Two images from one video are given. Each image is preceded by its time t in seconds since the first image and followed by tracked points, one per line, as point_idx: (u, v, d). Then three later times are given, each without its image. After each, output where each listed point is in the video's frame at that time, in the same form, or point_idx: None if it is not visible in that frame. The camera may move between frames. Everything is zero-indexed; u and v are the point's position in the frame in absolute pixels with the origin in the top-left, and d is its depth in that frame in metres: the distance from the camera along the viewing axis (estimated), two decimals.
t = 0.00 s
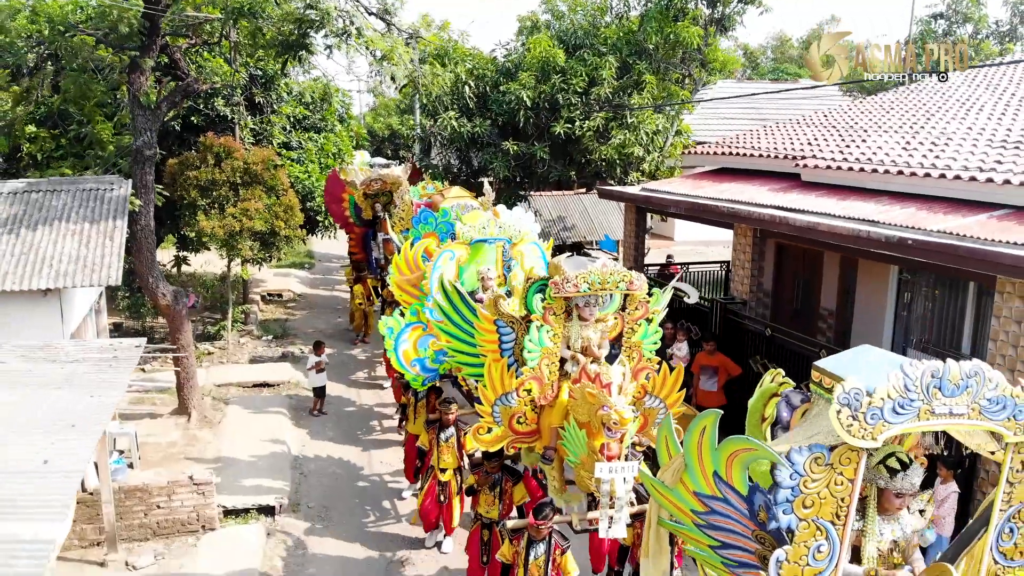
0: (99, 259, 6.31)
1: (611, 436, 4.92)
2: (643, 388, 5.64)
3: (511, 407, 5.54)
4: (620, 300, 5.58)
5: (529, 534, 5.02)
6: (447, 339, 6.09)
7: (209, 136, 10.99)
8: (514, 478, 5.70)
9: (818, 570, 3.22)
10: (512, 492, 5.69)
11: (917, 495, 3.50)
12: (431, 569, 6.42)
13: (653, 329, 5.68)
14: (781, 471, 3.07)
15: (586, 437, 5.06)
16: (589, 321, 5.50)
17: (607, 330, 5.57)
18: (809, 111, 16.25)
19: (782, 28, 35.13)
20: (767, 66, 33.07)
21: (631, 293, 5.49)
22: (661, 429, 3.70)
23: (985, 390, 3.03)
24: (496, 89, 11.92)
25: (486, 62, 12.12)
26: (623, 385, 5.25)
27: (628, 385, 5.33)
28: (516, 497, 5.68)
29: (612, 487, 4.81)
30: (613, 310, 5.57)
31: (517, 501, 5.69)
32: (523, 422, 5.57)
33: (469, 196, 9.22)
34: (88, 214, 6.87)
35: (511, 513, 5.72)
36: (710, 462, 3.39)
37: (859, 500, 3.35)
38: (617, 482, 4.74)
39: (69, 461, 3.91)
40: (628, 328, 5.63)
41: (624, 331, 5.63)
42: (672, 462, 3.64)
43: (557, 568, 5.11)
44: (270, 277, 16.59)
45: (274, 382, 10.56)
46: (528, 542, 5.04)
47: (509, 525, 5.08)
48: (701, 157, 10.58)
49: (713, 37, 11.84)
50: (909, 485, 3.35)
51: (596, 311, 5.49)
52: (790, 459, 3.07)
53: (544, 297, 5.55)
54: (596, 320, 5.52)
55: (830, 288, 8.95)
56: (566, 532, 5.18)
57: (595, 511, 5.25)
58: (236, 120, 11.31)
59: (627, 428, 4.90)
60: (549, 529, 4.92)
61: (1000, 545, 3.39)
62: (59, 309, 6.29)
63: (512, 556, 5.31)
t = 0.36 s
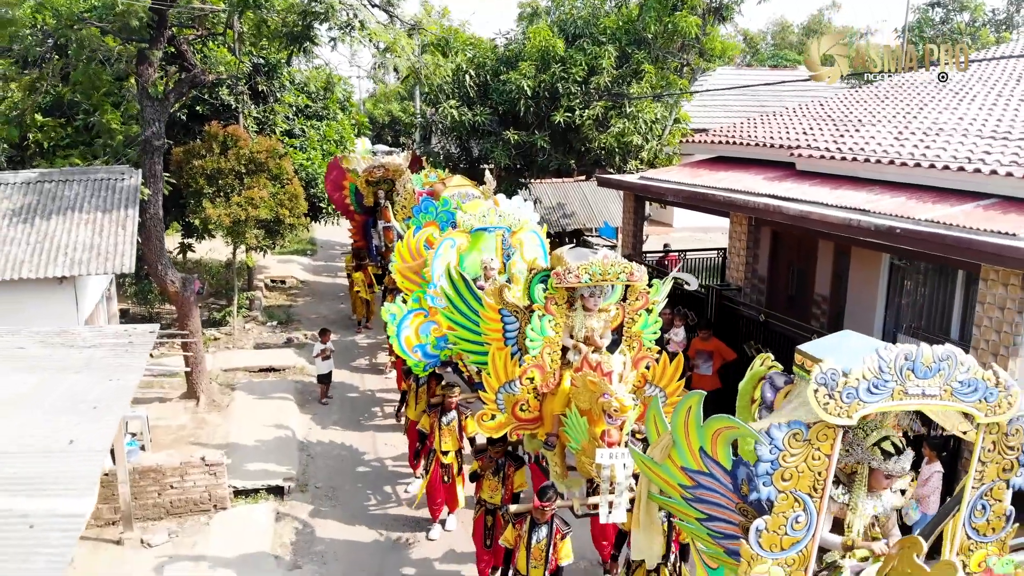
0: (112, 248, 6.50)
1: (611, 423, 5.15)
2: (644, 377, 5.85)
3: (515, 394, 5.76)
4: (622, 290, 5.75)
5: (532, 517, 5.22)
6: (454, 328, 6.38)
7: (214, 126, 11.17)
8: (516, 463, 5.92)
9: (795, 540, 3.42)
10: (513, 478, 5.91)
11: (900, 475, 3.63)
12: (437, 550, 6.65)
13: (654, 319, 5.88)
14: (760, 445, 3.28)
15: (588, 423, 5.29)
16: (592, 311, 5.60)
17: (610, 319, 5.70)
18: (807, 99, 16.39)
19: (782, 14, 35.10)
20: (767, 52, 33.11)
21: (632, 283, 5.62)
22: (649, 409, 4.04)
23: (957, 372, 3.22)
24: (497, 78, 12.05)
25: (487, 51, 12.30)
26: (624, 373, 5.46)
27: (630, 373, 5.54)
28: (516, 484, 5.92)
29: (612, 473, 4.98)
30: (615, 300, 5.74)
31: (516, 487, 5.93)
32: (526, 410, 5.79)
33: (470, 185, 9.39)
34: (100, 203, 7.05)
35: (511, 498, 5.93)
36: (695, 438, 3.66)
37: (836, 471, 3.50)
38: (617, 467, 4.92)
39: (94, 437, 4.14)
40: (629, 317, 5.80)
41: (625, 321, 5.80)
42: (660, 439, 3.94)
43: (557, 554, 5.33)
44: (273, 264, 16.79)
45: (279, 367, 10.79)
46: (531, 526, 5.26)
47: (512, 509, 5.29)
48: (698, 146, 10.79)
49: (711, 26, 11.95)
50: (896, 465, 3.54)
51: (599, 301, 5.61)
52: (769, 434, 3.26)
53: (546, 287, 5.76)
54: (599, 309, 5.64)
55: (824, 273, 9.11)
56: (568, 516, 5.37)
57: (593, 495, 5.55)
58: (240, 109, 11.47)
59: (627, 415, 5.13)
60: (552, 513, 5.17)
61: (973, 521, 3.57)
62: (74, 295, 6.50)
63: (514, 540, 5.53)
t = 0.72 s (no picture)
0: (125, 236, 6.71)
1: (609, 409, 5.43)
2: (641, 364, 6.12)
3: (515, 381, 5.98)
4: (619, 281, 5.98)
5: (532, 498, 5.42)
6: (455, 318, 6.58)
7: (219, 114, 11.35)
8: (517, 447, 6.14)
9: (770, 515, 3.67)
10: (514, 461, 6.13)
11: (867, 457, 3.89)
12: (440, 531, 6.91)
13: (650, 308, 6.12)
14: (736, 427, 3.53)
15: (585, 409, 5.57)
16: (590, 301, 5.87)
17: (606, 309, 5.95)
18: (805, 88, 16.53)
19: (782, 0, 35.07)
20: (767, 37, 33.15)
21: (629, 274, 5.89)
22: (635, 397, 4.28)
23: (921, 358, 3.50)
24: (497, 68, 12.21)
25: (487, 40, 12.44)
26: (621, 361, 5.72)
27: (626, 362, 5.77)
28: (516, 467, 6.13)
29: (609, 457, 5.31)
30: (612, 290, 5.97)
31: (516, 470, 6.15)
32: (526, 396, 6.01)
33: (471, 176, 9.59)
34: (112, 192, 7.26)
35: (511, 481, 6.14)
36: (676, 421, 3.90)
37: (807, 451, 3.75)
38: (612, 451, 5.24)
39: (117, 415, 4.39)
40: (627, 307, 6.07)
41: (622, 310, 6.06)
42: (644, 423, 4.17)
43: (555, 536, 5.46)
44: (275, 251, 16.99)
45: (284, 352, 11.05)
46: (530, 507, 5.44)
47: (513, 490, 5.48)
48: (694, 135, 11.01)
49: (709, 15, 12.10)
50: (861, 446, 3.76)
51: (597, 291, 5.87)
52: (745, 417, 3.52)
53: (545, 278, 5.96)
54: (596, 299, 5.89)
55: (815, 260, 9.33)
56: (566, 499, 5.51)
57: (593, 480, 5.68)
58: (244, 98, 11.64)
59: (623, 402, 5.41)
60: (551, 494, 5.36)
61: (938, 498, 3.85)
62: (88, 281, 6.74)
63: (514, 522, 5.63)
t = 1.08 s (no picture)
0: (137, 226, 6.94)
1: (609, 397, 5.63)
2: (642, 354, 6.32)
3: (519, 369, 6.23)
4: (621, 273, 6.29)
5: (534, 482, 5.58)
6: (462, 307, 6.77)
7: (222, 106, 11.54)
8: (521, 433, 6.39)
9: (756, 487, 3.91)
10: (519, 446, 6.39)
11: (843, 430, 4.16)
12: (448, 515, 7.19)
13: (651, 299, 6.39)
14: (724, 406, 3.75)
15: (586, 398, 5.78)
16: (590, 291, 6.19)
17: (606, 299, 6.26)
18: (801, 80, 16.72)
19: None
20: (767, 27, 33.23)
21: (630, 266, 6.21)
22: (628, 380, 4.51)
23: (897, 342, 3.71)
24: (496, 59, 12.38)
25: (487, 33, 12.63)
26: (622, 351, 5.88)
27: (627, 350, 5.93)
28: (522, 451, 6.39)
29: (609, 442, 5.45)
30: (614, 281, 6.29)
31: (522, 454, 6.40)
32: (530, 383, 6.27)
33: (473, 167, 9.80)
34: (124, 183, 7.48)
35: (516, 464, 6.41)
36: (668, 403, 4.13)
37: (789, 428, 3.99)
38: (612, 436, 5.39)
39: (138, 395, 4.65)
40: (628, 298, 6.36)
41: (624, 301, 6.35)
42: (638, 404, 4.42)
43: (558, 517, 5.63)
44: (278, 240, 17.23)
45: (290, 339, 11.33)
46: (534, 490, 5.60)
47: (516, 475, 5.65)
48: (689, 126, 11.12)
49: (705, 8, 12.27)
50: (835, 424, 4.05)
51: (596, 282, 6.20)
52: (732, 397, 3.73)
53: (550, 270, 6.24)
54: (596, 290, 6.22)
55: (808, 249, 9.54)
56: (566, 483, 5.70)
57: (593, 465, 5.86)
58: (247, 89, 11.85)
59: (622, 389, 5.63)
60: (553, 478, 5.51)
61: (914, 472, 4.06)
62: (102, 269, 6.97)
63: (519, 505, 5.80)
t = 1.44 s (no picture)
0: (151, 220, 7.20)
1: (611, 388, 5.91)
2: (643, 347, 6.68)
3: (524, 362, 6.52)
4: (623, 269, 6.51)
5: (539, 470, 5.83)
6: (469, 302, 7.12)
7: (227, 102, 11.78)
8: (526, 425, 6.61)
9: (747, 468, 4.14)
10: (524, 437, 6.58)
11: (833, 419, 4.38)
12: (454, 502, 7.49)
13: (652, 295, 6.67)
14: (720, 391, 3.99)
15: (589, 389, 6.06)
16: (596, 287, 6.41)
17: (611, 296, 6.43)
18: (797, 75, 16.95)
19: None
20: (765, 20, 33.40)
21: (632, 263, 6.46)
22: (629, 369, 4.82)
23: (880, 333, 3.89)
24: (497, 56, 12.59)
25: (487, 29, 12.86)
26: (623, 345, 6.14)
27: (628, 344, 6.22)
28: (527, 442, 6.57)
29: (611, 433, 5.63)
30: (617, 277, 6.50)
31: (527, 445, 6.58)
32: (535, 375, 6.53)
33: (476, 163, 10.04)
34: (137, 178, 7.73)
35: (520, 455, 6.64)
36: (665, 388, 4.37)
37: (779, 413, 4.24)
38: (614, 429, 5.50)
39: (159, 381, 4.92)
40: (630, 294, 6.60)
41: (626, 297, 6.60)
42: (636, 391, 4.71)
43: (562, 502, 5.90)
44: (282, 233, 17.51)
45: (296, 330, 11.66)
46: (538, 479, 5.84)
47: (521, 465, 5.85)
48: (686, 122, 11.50)
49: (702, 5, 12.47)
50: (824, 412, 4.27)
51: (601, 278, 6.41)
52: (727, 382, 3.97)
53: (554, 266, 6.45)
54: (601, 286, 6.43)
55: (800, 244, 9.80)
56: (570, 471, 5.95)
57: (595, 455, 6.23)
58: (251, 85, 12.09)
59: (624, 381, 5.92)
60: (556, 466, 5.74)
61: (894, 458, 4.18)
62: (117, 261, 7.24)
63: (524, 493, 6.01)
